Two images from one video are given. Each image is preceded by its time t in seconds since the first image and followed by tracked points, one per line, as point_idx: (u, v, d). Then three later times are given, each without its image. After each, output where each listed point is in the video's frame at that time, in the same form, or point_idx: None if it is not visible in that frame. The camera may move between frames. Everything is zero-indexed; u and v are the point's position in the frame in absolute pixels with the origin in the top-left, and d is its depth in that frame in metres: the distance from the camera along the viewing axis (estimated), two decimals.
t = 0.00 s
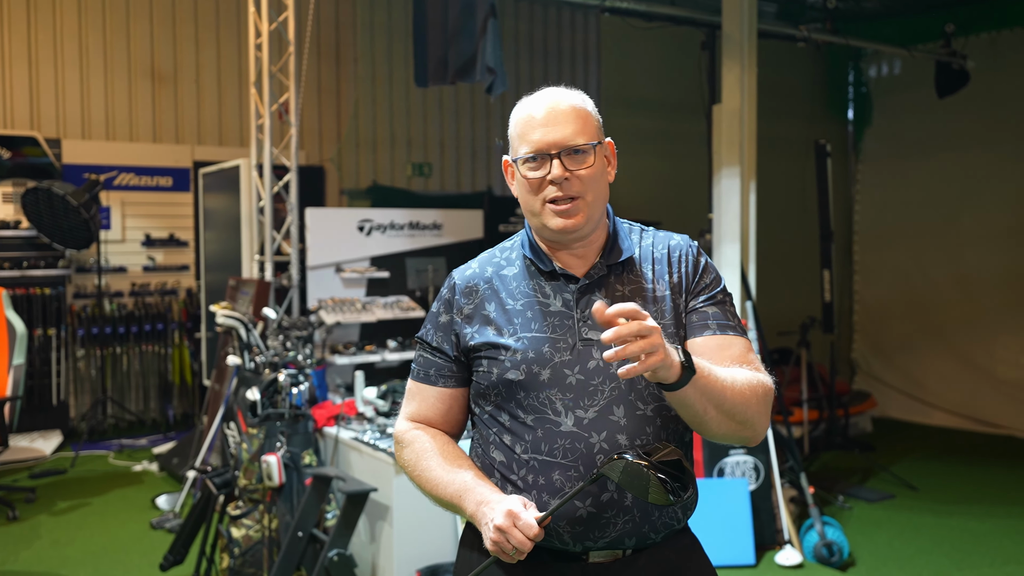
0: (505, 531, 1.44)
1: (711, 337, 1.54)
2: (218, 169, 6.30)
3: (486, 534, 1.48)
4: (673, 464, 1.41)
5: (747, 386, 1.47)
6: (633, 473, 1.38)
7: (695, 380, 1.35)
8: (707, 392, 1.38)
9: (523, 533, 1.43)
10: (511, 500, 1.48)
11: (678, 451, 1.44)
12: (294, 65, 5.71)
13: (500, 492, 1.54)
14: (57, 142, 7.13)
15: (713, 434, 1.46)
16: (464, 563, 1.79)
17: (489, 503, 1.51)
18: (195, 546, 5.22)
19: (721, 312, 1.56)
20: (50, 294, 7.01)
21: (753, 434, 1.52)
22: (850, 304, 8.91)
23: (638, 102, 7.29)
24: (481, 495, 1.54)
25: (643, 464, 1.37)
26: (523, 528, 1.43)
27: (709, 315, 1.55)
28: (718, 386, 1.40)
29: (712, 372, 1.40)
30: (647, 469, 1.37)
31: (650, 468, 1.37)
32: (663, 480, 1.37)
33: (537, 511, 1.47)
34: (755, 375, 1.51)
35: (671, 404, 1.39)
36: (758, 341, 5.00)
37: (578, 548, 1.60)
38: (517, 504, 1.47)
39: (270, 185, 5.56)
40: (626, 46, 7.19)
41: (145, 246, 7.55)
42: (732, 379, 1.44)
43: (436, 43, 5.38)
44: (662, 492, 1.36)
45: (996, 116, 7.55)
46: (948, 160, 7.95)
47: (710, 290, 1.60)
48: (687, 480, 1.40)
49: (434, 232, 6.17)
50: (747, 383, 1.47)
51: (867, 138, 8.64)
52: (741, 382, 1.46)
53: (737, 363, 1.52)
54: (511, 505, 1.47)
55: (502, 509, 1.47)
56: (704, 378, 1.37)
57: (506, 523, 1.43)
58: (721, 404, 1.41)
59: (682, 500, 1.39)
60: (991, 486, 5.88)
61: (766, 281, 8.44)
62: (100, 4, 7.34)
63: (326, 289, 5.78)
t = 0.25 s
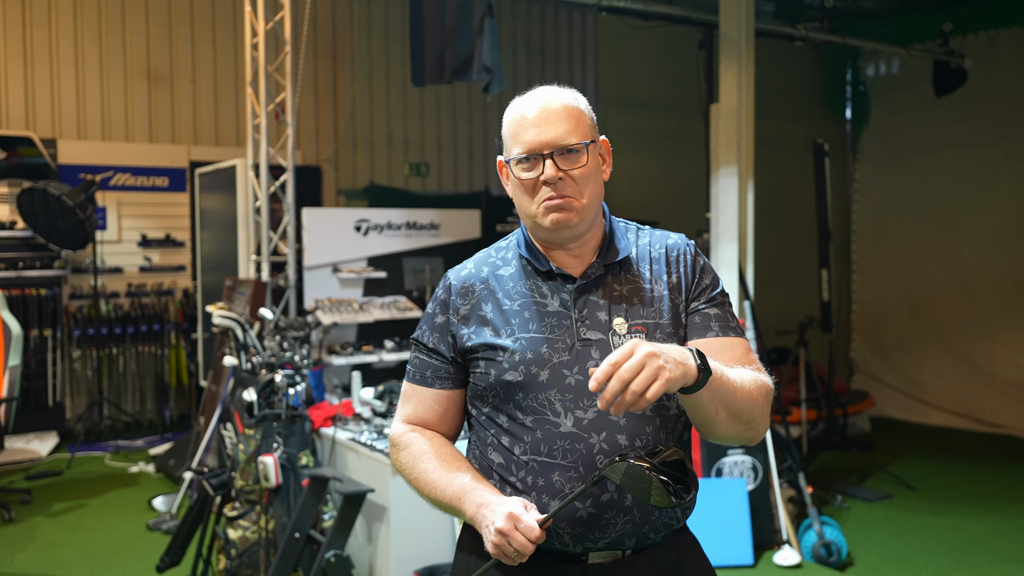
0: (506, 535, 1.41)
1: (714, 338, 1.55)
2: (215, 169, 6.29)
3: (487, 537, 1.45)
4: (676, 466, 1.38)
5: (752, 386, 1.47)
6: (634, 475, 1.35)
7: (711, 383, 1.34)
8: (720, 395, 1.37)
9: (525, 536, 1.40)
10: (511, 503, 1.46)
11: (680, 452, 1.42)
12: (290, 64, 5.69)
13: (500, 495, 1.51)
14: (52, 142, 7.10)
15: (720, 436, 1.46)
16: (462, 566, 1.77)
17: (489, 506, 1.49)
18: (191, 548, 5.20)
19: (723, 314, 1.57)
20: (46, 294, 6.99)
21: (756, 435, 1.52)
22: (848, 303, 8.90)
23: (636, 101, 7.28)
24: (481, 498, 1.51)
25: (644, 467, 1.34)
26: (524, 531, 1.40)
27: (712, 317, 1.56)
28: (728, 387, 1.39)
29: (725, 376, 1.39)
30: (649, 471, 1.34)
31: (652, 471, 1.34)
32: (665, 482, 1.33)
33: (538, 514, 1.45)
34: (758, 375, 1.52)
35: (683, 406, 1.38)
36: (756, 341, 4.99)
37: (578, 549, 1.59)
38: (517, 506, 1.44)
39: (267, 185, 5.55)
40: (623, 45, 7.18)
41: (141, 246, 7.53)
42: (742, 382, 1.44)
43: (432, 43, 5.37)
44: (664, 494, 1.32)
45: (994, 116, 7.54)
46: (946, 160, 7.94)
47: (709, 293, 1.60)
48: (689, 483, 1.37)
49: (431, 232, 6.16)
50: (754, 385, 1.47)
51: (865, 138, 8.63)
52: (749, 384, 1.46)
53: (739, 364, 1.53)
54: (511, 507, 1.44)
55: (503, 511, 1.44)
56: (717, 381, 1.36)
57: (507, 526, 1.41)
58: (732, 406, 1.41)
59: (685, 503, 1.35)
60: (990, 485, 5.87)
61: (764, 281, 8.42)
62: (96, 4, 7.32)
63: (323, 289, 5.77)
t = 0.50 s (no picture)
0: (511, 539, 1.41)
1: (692, 326, 1.50)
2: (212, 170, 6.27)
3: (491, 541, 1.45)
4: (682, 468, 1.36)
5: (728, 369, 1.38)
6: (643, 479, 1.34)
7: (666, 359, 1.27)
8: (678, 373, 1.29)
9: (530, 540, 1.40)
10: (515, 506, 1.46)
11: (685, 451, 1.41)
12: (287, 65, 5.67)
13: (502, 497, 1.51)
14: (49, 142, 7.09)
15: (694, 421, 1.37)
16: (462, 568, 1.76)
17: (492, 509, 1.48)
18: (190, 550, 5.18)
19: (705, 301, 1.53)
20: (43, 296, 6.98)
21: (739, 425, 1.42)
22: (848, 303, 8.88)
23: (635, 100, 7.26)
24: (483, 501, 1.50)
25: (653, 470, 1.33)
26: (529, 535, 1.40)
27: (691, 305, 1.52)
28: (692, 366, 1.31)
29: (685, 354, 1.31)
30: (656, 474, 1.33)
31: (661, 474, 1.33)
32: (673, 484, 1.33)
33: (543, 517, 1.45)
34: (737, 362, 1.42)
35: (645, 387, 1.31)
36: (755, 340, 4.97)
37: (581, 549, 1.57)
38: (521, 510, 1.44)
39: (265, 185, 5.53)
40: (622, 44, 7.17)
41: (139, 247, 7.51)
42: (712, 364, 1.36)
43: (430, 43, 5.35)
44: (673, 496, 1.33)
45: (994, 114, 7.53)
46: (945, 158, 7.93)
47: (695, 280, 1.56)
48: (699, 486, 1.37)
49: (429, 232, 6.14)
50: (729, 369, 1.38)
51: (865, 137, 8.62)
52: (721, 367, 1.37)
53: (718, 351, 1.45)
54: (516, 511, 1.44)
55: (507, 515, 1.44)
56: (675, 358, 1.28)
57: (513, 531, 1.40)
58: (698, 388, 1.33)
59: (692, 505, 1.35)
60: (991, 484, 5.85)
61: (763, 281, 8.41)
62: (93, 4, 7.31)
63: (321, 289, 5.75)
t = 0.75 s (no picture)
0: (507, 537, 1.38)
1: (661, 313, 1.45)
2: (210, 170, 6.26)
3: (488, 540, 1.42)
4: (679, 467, 1.32)
5: (679, 357, 1.26)
6: (641, 476, 1.30)
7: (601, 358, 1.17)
8: (614, 372, 1.18)
9: (527, 538, 1.37)
10: (512, 504, 1.43)
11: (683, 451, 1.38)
12: (285, 64, 5.66)
13: (499, 496, 1.48)
14: (46, 142, 7.08)
15: (660, 417, 1.25)
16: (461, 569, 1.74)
17: (488, 507, 1.45)
18: (188, 551, 5.17)
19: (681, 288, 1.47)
20: (41, 297, 6.96)
21: (710, 413, 1.28)
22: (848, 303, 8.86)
23: (634, 100, 7.23)
24: (480, 500, 1.48)
25: (650, 467, 1.30)
26: (526, 533, 1.37)
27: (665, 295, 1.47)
28: (634, 359, 1.20)
29: (620, 351, 1.20)
30: (655, 472, 1.30)
31: (659, 472, 1.30)
32: (671, 483, 1.29)
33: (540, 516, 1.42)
34: (691, 350, 1.29)
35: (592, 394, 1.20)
36: (755, 340, 4.96)
37: (579, 550, 1.56)
38: (516, 509, 1.41)
39: (262, 185, 5.52)
40: (620, 44, 7.15)
41: (137, 248, 7.50)
42: (659, 356, 1.24)
43: (428, 42, 5.33)
44: (671, 496, 1.29)
45: (994, 113, 7.51)
46: (945, 158, 7.91)
47: (678, 270, 1.51)
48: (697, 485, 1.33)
49: (428, 232, 6.12)
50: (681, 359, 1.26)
51: (864, 136, 8.61)
52: (670, 359, 1.25)
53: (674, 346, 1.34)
54: (512, 509, 1.41)
55: (504, 514, 1.41)
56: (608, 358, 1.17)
57: (509, 529, 1.37)
58: (650, 381, 1.21)
59: (691, 504, 1.31)
60: (992, 484, 5.83)
61: (763, 280, 8.40)
62: (90, 4, 7.29)
63: (319, 290, 5.73)
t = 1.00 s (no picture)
0: (491, 537, 1.40)
1: (677, 328, 1.44)
2: (208, 170, 6.24)
3: (473, 539, 1.44)
4: (666, 476, 1.33)
5: (695, 385, 1.31)
6: (623, 483, 1.32)
7: (609, 389, 1.24)
8: (624, 399, 1.25)
9: (511, 539, 1.39)
10: (499, 505, 1.45)
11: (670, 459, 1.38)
12: (284, 64, 5.63)
13: (488, 496, 1.50)
14: (44, 142, 7.05)
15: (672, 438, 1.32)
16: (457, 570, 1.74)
17: (476, 507, 1.47)
18: (186, 552, 5.15)
19: (693, 301, 1.46)
20: (38, 297, 6.94)
21: (721, 435, 1.35)
22: (847, 303, 8.86)
23: (633, 99, 7.23)
24: (470, 499, 1.50)
25: (632, 473, 1.31)
26: (510, 534, 1.39)
27: (678, 307, 1.46)
28: (648, 390, 1.27)
29: (632, 380, 1.26)
30: (636, 480, 1.31)
31: (640, 478, 1.31)
32: (652, 491, 1.30)
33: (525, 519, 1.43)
34: (707, 375, 1.34)
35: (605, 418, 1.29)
36: (754, 341, 4.95)
37: (570, 553, 1.56)
38: (503, 510, 1.43)
39: (261, 185, 5.50)
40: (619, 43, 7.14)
41: (135, 248, 7.48)
42: (671, 383, 1.30)
43: (427, 42, 5.32)
44: (651, 503, 1.31)
45: (994, 113, 7.51)
46: (944, 158, 7.91)
47: (687, 281, 1.49)
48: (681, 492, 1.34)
49: (426, 232, 6.11)
50: (692, 385, 1.31)
51: (863, 136, 8.60)
52: (683, 385, 1.30)
53: (691, 364, 1.39)
54: (498, 511, 1.43)
55: (490, 514, 1.43)
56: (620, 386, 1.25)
57: (493, 529, 1.40)
58: (659, 408, 1.27)
59: (672, 511, 1.33)
60: (992, 485, 5.82)
61: (762, 281, 8.39)
62: (88, 4, 7.28)
63: (318, 290, 5.71)
